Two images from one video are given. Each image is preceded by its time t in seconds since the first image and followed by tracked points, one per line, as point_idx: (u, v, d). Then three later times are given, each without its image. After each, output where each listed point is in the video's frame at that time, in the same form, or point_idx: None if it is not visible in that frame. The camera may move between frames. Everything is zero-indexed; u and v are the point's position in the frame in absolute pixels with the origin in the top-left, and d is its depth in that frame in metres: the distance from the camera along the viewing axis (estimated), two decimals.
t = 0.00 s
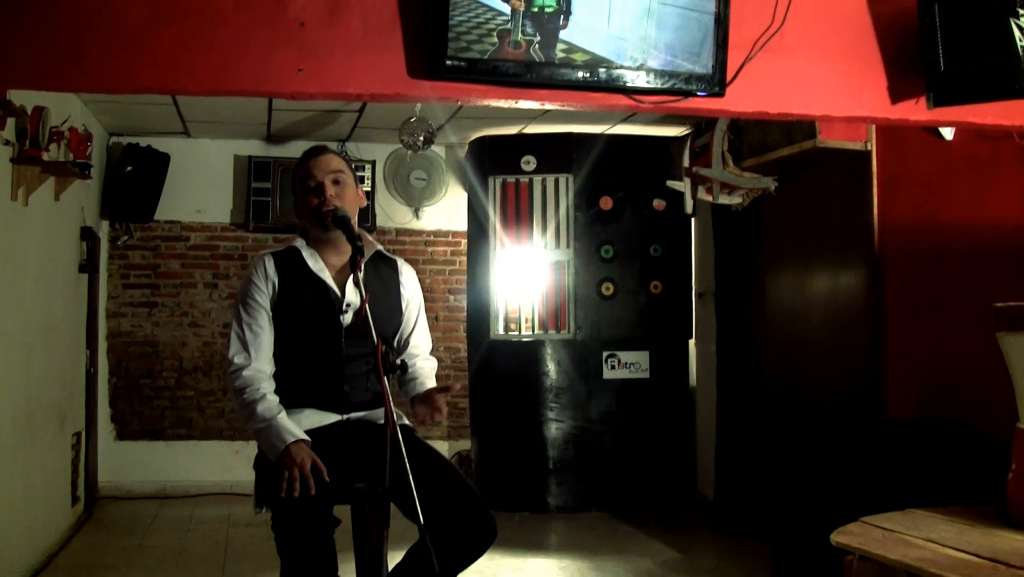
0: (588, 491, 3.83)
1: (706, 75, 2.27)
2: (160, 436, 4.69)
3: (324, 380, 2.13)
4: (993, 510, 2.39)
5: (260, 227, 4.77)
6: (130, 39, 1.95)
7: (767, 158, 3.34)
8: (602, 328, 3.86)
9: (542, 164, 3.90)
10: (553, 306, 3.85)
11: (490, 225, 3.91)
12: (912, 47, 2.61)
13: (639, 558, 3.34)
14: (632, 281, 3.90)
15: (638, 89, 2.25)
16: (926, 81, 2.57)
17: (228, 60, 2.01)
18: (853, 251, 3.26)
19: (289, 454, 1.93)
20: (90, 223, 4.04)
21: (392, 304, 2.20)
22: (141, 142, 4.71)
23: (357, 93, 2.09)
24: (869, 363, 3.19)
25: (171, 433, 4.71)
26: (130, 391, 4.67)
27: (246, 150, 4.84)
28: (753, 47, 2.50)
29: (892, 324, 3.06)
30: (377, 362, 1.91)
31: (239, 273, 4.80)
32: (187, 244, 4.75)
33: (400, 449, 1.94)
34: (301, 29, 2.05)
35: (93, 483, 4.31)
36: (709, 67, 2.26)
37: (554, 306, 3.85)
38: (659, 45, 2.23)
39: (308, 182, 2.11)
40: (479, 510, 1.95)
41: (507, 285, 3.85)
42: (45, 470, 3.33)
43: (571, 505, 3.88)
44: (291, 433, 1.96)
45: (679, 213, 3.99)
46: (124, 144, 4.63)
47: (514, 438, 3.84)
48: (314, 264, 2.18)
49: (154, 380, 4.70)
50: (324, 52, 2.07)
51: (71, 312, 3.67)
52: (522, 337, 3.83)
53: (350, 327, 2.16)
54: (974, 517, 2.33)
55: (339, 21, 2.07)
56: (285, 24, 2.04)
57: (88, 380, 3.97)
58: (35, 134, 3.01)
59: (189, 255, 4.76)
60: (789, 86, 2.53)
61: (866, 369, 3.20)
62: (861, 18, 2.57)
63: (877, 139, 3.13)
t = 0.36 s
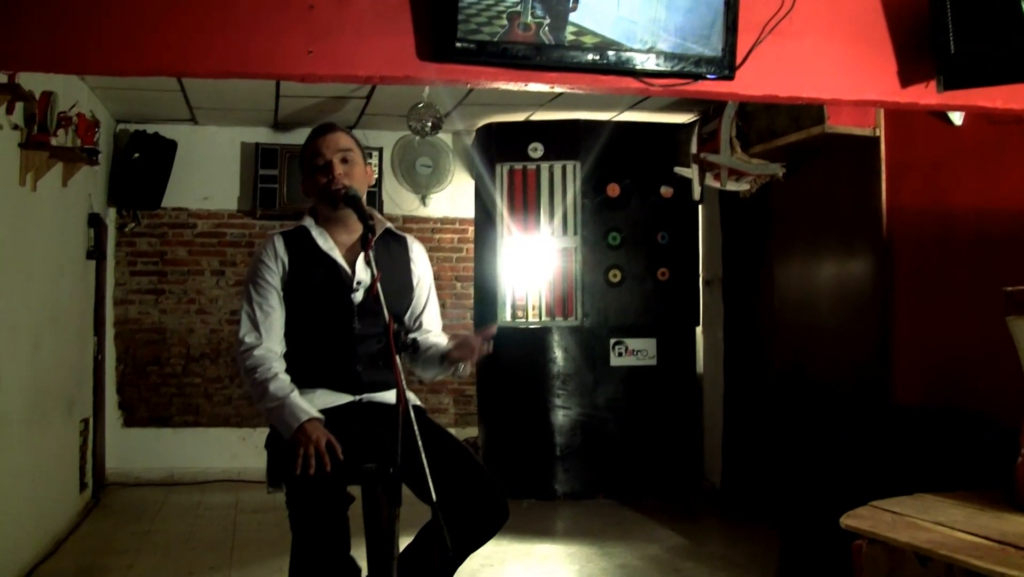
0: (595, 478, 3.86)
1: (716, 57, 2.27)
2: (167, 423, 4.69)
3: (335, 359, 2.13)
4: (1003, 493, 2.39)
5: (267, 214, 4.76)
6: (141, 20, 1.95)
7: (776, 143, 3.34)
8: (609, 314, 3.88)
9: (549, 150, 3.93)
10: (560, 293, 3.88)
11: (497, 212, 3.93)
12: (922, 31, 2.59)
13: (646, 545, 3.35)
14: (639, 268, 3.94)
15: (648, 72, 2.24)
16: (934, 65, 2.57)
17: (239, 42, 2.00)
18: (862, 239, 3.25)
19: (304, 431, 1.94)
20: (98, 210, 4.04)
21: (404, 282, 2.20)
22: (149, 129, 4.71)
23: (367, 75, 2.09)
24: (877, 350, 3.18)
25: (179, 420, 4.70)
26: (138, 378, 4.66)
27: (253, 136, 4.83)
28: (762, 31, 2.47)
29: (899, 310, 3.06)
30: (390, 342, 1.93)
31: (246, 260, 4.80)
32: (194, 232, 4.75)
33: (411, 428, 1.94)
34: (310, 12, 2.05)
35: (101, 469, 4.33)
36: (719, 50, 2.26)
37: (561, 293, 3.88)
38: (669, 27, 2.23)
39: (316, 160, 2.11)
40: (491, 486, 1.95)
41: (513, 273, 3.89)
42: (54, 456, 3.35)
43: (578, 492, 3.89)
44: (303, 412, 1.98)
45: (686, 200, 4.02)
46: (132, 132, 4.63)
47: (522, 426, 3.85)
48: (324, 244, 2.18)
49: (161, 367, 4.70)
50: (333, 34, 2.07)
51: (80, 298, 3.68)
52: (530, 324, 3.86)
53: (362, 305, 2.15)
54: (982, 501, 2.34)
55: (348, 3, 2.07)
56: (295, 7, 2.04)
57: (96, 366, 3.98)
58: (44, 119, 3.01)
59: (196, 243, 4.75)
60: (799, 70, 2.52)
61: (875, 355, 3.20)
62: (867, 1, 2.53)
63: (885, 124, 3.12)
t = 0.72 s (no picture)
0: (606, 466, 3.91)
1: (731, 42, 2.26)
2: (178, 411, 4.69)
3: (351, 341, 2.13)
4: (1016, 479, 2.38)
5: (279, 201, 4.76)
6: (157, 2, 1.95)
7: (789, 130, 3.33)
8: (620, 302, 3.93)
9: (560, 139, 3.96)
10: (571, 281, 3.92)
11: (508, 200, 3.97)
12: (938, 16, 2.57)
13: (656, 532, 3.37)
14: (650, 256, 3.97)
15: (662, 56, 2.23)
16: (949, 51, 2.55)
17: (254, 24, 2.00)
18: (875, 225, 3.24)
19: (321, 410, 1.94)
20: (110, 197, 4.04)
21: (421, 260, 2.21)
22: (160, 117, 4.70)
23: (381, 58, 2.08)
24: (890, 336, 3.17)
25: (191, 408, 4.70)
26: (149, 365, 4.67)
27: (264, 124, 4.83)
28: (777, 15, 2.45)
29: (911, 298, 3.06)
30: (408, 320, 1.96)
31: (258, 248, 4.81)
32: (205, 220, 4.75)
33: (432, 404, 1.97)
34: None
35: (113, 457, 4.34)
36: (734, 34, 2.25)
37: (572, 282, 3.92)
38: (685, 10, 2.22)
39: (341, 142, 2.11)
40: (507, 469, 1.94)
41: (527, 261, 3.92)
42: (67, 441, 3.36)
43: (589, 480, 3.95)
44: (320, 391, 1.97)
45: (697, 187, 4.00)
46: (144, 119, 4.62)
47: (534, 413, 3.89)
48: (338, 228, 2.17)
49: (173, 355, 4.70)
50: (347, 17, 2.07)
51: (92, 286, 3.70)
52: (541, 312, 3.90)
53: (378, 287, 2.15)
54: (994, 487, 2.34)
55: None
56: None
57: (108, 353, 3.98)
58: (58, 105, 3.01)
59: (208, 231, 4.76)
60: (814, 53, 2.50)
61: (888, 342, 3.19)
62: None
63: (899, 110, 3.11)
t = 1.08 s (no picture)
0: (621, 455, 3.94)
1: (751, 27, 2.26)
2: (193, 400, 4.70)
3: (372, 325, 2.02)
4: None
5: (294, 189, 4.77)
6: None
7: (806, 117, 3.32)
8: (635, 291, 3.96)
9: (575, 128, 3.98)
10: (587, 270, 3.95)
11: (523, 188, 4.00)
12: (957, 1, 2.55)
13: (671, 521, 3.38)
14: (665, 244, 3.99)
15: (681, 42, 2.23)
16: (970, 36, 2.52)
17: (276, 9, 2.03)
18: (892, 214, 3.22)
19: (343, 392, 1.85)
20: (126, 185, 4.06)
21: (439, 244, 2.08)
22: (175, 105, 4.70)
23: (401, 43, 2.10)
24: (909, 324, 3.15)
25: (205, 396, 4.71)
26: (164, 354, 4.67)
27: (280, 113, 4.83)
28: None
29: (930, 286, 3.04)
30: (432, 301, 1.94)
31: (272, 237, 4.81)
32: (220, 208, 4.76)
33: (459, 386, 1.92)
34: None
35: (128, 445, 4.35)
36: (754, 19, 2.25)
37: (588, 271, 3.95)
38: None
39: (363, 128, 1.97)
40: (531, 455, 1.91)
41: (542, 250, 3.96)
42: (85, 428, 3.38)
43: (603, 469, 3.99)
44: (342, 373, 1.88)
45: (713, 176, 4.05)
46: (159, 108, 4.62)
47: (548, 400, 3.93)
48: (358, 213, 2.05)
49: (188, 343, 4.71)
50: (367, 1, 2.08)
51: (109, 275, 3.71)
52: (556, 301, 3.93)
53: (399, 270, 2.05)
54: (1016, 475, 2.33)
55: None
56: None
57: (124, 342, 4.00)
58: (74, 92, 3.01)
59: (223, 219, 4.76)
60: (835, 38, 2.47)
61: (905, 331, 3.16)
62: None
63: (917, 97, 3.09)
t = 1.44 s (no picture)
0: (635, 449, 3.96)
1: (769, 19, 2.26)
2: (207, 394, 4.71)
3: (392, 317, 2.01)
4: None
5: (307, 184, 4.74)
6: None
7: (820, 111, 3.32)
8: (649, 286, 3.98)
9: (589, 122, 3.99)
10: (600, 265, 3.99)
11: (536, 182, 4.04)
12: None
13: (686, 515, 3.38)
14: (679, 239, 4.02)
15: (699, 34, 2.22)
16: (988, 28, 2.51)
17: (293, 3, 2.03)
18: (907, 208, 3.21)
19: (367, 390, 1.84)
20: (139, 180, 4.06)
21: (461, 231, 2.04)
22: (188, 100, 4.71)
23: (419, 36, 2.10)
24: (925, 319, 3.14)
25: (219, 391, 4.72)
26: (178, 348, 4.69)
27: (293, 108, 4.83)
28: None
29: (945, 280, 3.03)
30: (456, 292, 1.88)
31: (285, 231, 4.81)
32: (233, 203, 4.76)
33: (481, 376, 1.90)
34: None
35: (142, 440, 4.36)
36: (772, 11, 2.25)
37: (601, 265, 3.99)
38: None
39: (382, 115, 1.94)
40: (551, 446, 1.90)
41: (556, 245, 3.98)
42: (100, 422, 3.38)
43: (617, 464, 3.98)
44: (365, 371, 1.87)
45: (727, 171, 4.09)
46: (172, 103, 4.63)
47: (563, 393, 3.97)
48: (375, 202, 2.04)
49: (201, 338, 4.72)
50: None
51: (123, 269, 3.72)
52: (570, 296, 3.97)
53: (418, 261, 2.03)
54: None
55: None
56: None
57: (137, 336, 4.01)
58: (90, 86, 3.01)
59: (236, 214, 4.77)
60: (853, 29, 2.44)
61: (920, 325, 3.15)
62: None
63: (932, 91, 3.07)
